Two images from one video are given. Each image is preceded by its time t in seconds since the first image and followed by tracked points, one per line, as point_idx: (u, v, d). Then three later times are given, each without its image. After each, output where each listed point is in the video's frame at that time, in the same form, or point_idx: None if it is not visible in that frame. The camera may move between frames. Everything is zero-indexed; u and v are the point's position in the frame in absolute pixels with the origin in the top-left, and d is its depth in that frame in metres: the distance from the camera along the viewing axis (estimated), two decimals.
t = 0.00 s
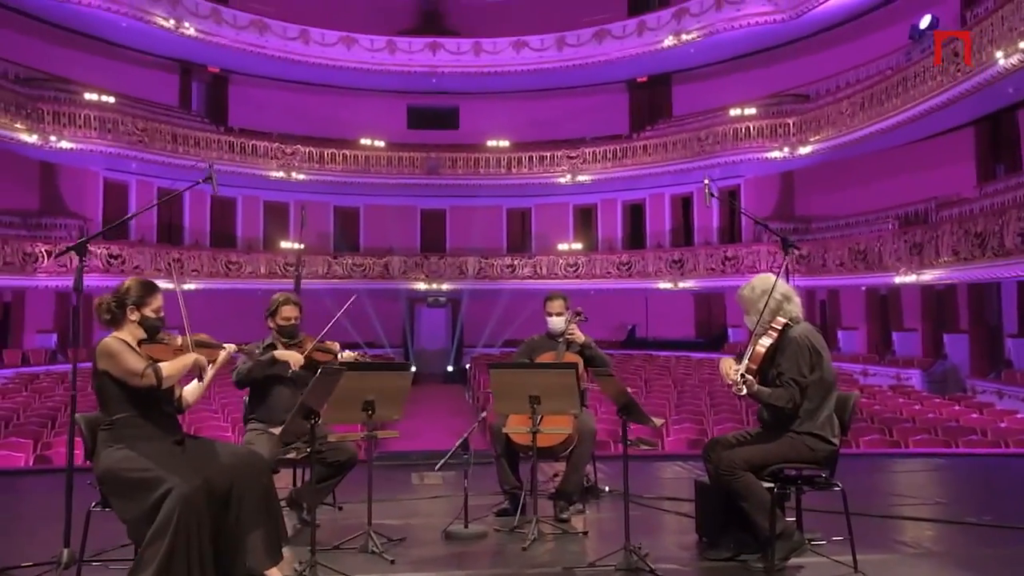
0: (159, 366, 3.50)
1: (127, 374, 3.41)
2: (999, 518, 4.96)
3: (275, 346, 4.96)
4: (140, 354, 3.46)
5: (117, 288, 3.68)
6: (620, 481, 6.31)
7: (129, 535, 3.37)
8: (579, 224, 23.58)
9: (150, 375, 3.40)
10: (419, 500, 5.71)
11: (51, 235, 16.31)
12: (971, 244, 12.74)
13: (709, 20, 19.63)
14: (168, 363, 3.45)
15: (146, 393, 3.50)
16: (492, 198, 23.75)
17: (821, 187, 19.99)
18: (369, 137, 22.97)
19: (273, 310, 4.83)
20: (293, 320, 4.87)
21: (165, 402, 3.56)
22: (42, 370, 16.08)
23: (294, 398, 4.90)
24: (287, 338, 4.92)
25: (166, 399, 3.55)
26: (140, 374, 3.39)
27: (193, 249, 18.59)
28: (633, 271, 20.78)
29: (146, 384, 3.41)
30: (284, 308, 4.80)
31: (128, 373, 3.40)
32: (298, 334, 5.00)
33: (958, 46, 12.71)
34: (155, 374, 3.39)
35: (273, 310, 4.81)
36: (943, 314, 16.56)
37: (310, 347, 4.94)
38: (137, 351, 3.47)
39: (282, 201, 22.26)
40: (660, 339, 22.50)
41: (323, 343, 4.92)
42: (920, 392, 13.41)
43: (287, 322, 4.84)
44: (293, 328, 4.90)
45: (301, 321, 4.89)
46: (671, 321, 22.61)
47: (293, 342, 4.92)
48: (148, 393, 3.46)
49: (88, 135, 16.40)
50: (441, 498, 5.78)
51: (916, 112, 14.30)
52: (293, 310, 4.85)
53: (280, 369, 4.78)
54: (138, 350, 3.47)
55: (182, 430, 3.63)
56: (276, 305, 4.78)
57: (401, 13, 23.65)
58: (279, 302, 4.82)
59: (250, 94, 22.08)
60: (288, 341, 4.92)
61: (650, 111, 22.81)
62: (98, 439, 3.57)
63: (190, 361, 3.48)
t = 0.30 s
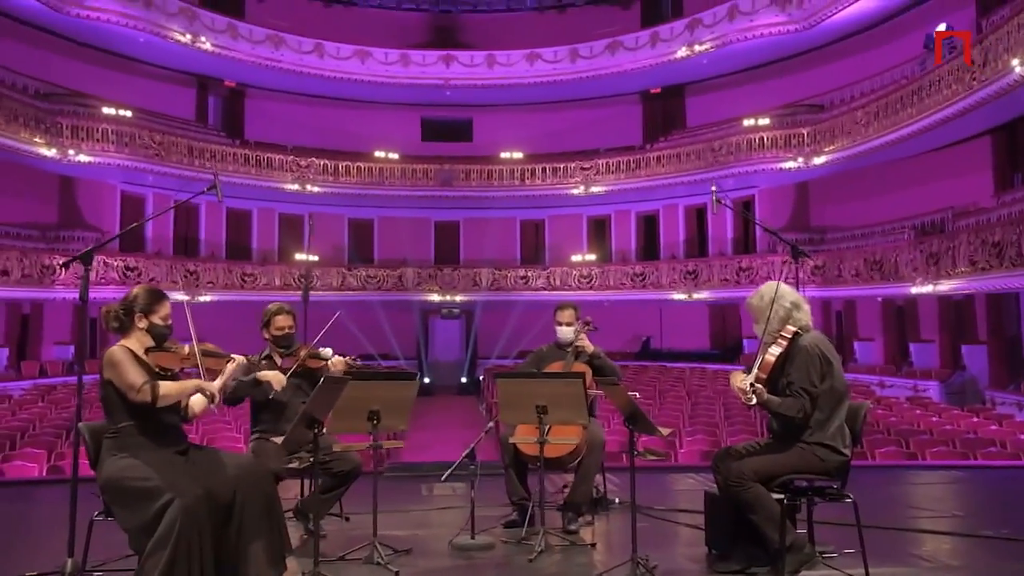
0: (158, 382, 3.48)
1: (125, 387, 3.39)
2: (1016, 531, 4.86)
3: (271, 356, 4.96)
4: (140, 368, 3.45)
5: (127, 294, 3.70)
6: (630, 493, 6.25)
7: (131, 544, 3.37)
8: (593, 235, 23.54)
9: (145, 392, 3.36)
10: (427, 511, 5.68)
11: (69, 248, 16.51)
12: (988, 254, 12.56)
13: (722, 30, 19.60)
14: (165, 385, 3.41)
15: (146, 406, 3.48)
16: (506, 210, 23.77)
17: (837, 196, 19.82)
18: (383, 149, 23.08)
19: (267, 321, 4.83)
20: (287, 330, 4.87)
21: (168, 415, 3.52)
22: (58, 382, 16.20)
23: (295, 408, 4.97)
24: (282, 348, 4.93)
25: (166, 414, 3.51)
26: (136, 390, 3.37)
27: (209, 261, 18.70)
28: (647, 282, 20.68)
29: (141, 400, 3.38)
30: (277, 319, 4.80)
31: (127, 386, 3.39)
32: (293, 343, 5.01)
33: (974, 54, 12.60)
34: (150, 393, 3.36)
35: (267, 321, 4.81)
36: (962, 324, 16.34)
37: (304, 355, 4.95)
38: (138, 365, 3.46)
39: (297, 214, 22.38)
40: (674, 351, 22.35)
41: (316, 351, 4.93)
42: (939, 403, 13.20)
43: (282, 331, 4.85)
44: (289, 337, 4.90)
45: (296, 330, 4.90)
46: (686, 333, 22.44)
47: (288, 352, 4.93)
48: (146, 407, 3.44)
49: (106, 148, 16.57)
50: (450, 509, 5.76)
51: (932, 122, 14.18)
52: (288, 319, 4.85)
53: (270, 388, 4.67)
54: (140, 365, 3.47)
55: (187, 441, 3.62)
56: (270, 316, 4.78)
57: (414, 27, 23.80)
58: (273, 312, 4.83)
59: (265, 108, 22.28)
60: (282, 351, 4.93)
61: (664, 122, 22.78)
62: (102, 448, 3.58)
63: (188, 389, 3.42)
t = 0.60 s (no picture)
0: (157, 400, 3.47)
1: (124, 401, 3.41)
2: None
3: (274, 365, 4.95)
4: (140, 383, 3.45)
5: (136, 299, 3.69)
6: (642, 503, 6.18)
7: (134, 552, 3.38)
8: (607, 245, 23.47)
9: (140, 410, 3.36)
10: (436, 521, 5.65)
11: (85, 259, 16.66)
12: (1007, 262, 12.36)
13: (736, 40, 19.57)
14: (161, 408, 3.38)
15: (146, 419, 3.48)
16: (519, 220, 23.76)
17: (854, 205, 19.64)
18: (396, 160, 23.16)
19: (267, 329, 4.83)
20: (288, 337, 4.86)
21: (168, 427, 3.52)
22: (73, 392, 16.31)
23: (300, 416, 4.97)
24: (283, 356, 4.91)
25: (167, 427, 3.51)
26: (132, 408, 3.37)
27: (224, 272, 18.80)
28: (661, 292, 20.56)
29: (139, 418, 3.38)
30: (277, 326, 4.79)
31: (125, 401, 3.40)
32: (294, 351, 4.99)
33: (990, 61, 12.47)
34: (144, 412, 3.35)
35: (267, 329, 4.80)
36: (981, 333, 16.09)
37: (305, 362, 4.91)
38: (139, 380, 3.46)
39: (312, 225, 22.48)
40: (689, 361, 22.19)
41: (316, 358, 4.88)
42: (958, 414, 12.99)
43: (282, 339, 4.84)
44: (289, 344, 4.89)
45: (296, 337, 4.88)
46: (701, 343, 22.27)
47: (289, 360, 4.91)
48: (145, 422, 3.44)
49: (122, 161, 16.72)
50: (459, 519, 5.72)
51: (948, 129, 14.03)
52: (287, 326, 4.84)
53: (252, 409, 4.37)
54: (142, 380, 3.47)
55: (191, 449, 3.61)
56: (269, 324, 4.78)
57: (428, 39, 23.92)
58: (272, 320, 4.82)
59: (281, 120, 22.46)
60: (283, 359, 4.91)
61: (677, 132, 22.73)
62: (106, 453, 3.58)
63: (183, 418, 3.39)
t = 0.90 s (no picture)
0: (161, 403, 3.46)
1: (130, 405, 3.41)
2: None
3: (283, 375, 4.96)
4: (148, 387, 3.45)
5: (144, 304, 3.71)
6: (654, 514, 6.11)
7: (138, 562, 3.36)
8: (622, 255, 23.39)
9: (144, 414, 3.36)
10: (445, 531, 5.61)
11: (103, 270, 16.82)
12: None
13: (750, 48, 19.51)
14: (163, 413, 3.37)
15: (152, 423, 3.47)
16: (534, 230, 23.75)
17: (871, 214, 19.46)
18: (411, 171, 23.24)
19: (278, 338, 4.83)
20: (298, 348, 4.85)
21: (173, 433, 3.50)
22: (90, 402, 16.43)
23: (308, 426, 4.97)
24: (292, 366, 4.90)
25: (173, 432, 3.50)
26: (137, 410, 3.37)
27: (240, 283, 18.91)
28: (676, 302, 20.44)
29: (142, 422, 3.38)
30: (287, 336, 4.79)
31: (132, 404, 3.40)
32: (303, 361, 4.98)
33: (1008, 67, 12.33)
34: (147, 415, 3.35)
35: (278, 339, 4.80)
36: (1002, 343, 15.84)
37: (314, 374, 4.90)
38: (146, 383, 3.46)
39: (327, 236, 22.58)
40: (704, 372, 22.02)
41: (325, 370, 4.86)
42: (979, 425, 12.76)
43: (293, 349, 4.83)
44: (299, 355, 4.89)
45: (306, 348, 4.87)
46: (717, 353, 22.08)
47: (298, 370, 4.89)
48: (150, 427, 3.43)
49: (139, 173, 16.86)
50: (469, 529, 5.67)
51: (966, 136, 13.86)
52: (298, 336, 4.83)
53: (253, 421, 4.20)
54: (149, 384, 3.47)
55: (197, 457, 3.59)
56: (280, 334, 4.77)
57: (443, 50, 24.05)
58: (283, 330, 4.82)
59: (297, 132, 22.63)
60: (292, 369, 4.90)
61: (692, 141, 22.67)
62: (114, 461, 3.58)
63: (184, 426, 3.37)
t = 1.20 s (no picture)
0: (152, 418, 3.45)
1: (124, 415, 3.41)
2: None
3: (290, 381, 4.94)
4: (144, 396, 3.44)
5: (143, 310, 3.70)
6: (658, 523, 6.05)
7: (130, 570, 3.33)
8: (630, 264, 23.31)
9: (134, 427, 3.36)
10: (448, 540, 5.56)
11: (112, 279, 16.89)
12: None
13: (758, 57, 19.48)
14: (149, 433, 3.35)
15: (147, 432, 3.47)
16: (542, 239, 23.72)
17: (880, 222, 19.35)
18: (418, 181, 23.28)
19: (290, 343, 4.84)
20: (308, 353, 4.85)
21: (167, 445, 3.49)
22: (99, 411, 16.47)
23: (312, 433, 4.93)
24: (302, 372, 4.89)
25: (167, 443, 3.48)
26: (128, 423, 3.37)
27: (248, 293, 18.94)
28: (685, 311, 20.35)
29: (131, 435, 3.38)
30: (299, 341, 4.79)
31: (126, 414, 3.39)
32: (313, 367, 4.97)
33: (1018, 73, 12.21)
34: (135, 431, 3.35)
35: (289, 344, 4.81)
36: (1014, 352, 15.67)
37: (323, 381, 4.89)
38: (144, 390, 3.45)
39: (336, 246, 22.61)
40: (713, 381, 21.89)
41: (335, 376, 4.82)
42: (991, 435, 12.60)
43: (304, 354, 4.83)
44: (310, 361, 4.89)
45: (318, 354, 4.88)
46: (726, 362, 21.93)
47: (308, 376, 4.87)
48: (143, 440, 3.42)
49: (148, 183, 16.92)
50: (472, 538, 5.62)
51: (977, 143, 13.73)
52: (310, 342, 4.84)
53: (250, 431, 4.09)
54: (145, 394, 3.44)
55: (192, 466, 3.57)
56: (292, 338, 4.78)
57: (451, 61, 24.13)
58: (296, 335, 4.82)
59: (305, 142, 22.73)
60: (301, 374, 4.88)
61: (700, 150, 22.63)
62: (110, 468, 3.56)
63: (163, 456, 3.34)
